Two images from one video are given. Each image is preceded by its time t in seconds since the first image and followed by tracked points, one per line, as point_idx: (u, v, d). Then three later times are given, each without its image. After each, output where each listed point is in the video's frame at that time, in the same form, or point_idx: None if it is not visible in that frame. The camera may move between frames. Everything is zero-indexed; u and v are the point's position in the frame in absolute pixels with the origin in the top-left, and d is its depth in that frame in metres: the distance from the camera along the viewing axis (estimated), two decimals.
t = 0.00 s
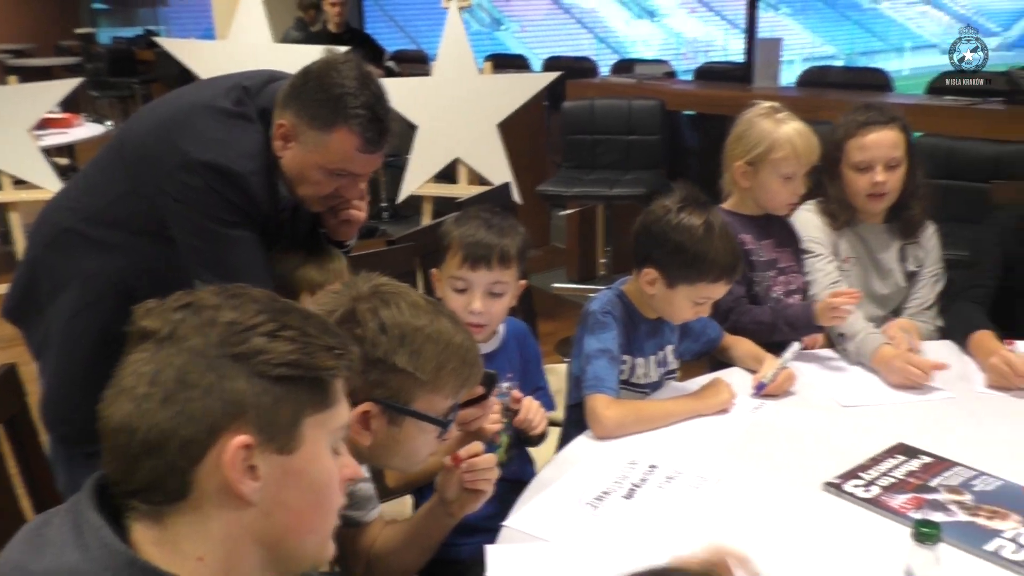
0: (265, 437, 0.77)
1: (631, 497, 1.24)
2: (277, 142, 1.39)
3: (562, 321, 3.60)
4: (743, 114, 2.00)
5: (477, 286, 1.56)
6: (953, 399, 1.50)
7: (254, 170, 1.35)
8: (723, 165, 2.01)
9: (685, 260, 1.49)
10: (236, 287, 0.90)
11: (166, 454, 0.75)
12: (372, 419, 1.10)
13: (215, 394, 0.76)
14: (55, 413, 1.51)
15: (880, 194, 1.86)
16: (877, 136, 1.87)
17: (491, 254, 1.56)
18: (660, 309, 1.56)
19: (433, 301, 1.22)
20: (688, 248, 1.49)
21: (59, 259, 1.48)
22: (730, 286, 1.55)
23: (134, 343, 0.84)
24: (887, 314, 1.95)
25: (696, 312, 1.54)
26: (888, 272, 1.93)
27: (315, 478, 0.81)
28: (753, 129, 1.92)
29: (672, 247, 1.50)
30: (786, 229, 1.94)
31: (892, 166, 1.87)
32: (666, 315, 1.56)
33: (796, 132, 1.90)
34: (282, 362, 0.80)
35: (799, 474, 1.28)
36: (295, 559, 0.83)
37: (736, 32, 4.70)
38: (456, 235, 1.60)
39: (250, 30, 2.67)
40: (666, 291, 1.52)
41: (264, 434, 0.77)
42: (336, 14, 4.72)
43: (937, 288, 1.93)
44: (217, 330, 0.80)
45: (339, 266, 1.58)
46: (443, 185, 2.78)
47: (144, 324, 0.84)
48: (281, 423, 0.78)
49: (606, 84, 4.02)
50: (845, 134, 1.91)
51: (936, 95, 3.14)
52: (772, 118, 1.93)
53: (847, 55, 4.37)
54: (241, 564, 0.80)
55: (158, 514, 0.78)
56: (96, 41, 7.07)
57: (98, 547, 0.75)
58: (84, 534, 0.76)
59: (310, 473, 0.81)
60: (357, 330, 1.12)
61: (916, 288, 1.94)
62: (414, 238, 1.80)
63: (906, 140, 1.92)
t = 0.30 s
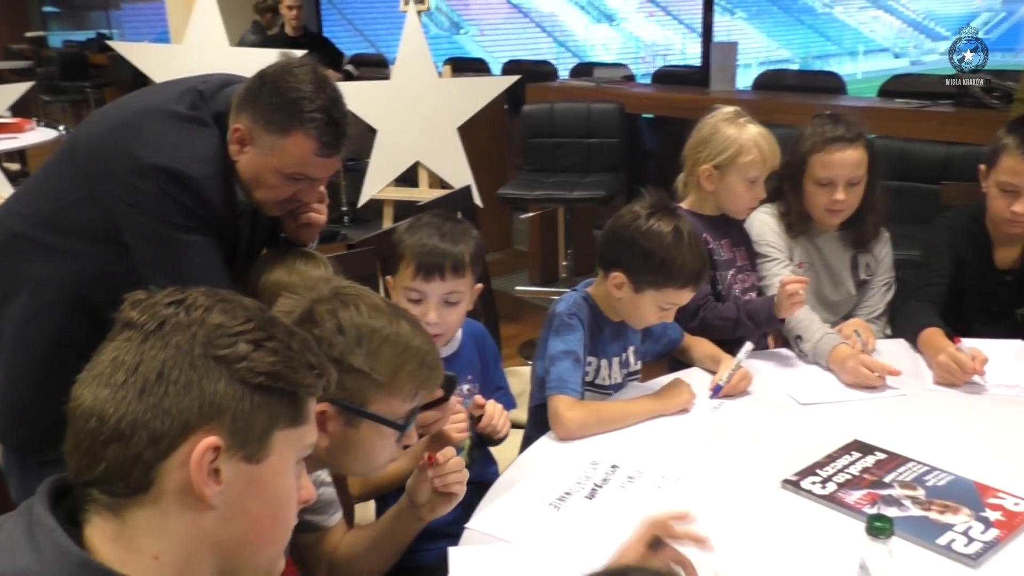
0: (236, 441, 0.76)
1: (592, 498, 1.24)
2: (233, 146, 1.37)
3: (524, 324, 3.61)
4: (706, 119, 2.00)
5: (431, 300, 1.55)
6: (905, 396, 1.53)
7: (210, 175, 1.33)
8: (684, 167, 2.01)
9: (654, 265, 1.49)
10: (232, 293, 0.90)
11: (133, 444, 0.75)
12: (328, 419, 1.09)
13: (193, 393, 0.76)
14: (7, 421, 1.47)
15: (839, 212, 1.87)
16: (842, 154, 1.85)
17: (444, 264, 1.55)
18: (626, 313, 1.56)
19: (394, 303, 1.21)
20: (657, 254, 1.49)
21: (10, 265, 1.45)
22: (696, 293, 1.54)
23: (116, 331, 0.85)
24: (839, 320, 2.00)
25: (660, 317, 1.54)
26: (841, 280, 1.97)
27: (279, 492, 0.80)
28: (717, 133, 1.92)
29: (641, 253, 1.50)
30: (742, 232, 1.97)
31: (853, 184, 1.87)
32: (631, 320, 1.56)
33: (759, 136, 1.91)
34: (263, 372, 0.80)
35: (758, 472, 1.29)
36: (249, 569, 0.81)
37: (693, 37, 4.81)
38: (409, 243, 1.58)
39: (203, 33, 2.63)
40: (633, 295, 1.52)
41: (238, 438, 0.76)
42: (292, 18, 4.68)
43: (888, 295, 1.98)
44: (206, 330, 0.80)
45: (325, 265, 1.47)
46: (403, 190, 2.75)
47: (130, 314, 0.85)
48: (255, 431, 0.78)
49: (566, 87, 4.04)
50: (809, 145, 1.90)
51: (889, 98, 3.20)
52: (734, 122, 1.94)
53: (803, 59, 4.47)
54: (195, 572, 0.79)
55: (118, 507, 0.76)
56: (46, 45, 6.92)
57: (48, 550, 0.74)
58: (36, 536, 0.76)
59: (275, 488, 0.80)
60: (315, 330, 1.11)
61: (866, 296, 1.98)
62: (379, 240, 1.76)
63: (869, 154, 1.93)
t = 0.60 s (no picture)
0: (199, 448, 0.75)
1: (570, 499, 1.25)
2: (207, 151, 1.37)
3: (503, 327, 3.62)
4: (682, 123, 2.01)
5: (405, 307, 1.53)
6: (879, 395, 1.54)
7: (184, 180, 1.33)
8: (659, 170, 2.01)
9: (637, 269, 1.48)
10: (180, 294, 0.88)
11: (95, 463, 0.73)
12: (298, 420, 1.10)
13: (147, 406, 0.74)
14: None
15: (812, 217, 1.90)
16: (817, 162, 1.88)
17: (416, 270, 1.54)
18: (607, 317, 1.55)
19: (368, 305, 1.22)
20: (639, 259, 1.48)
21: None
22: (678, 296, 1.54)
23: (68, 350, 0.82)
24: (812, 320, 2.02)
25: (642, 320, 1.53)
26: (813, 283, 1.99)
27: (253, 487, 0.80)
28: (692, 138, 1.93)
29: (622, 258, 1.50)
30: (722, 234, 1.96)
31: (826, 191, 1.90)
32: (613, 323, 1.56)
33: (733, 143, 1.91)
34: (219, 374, 0.78)
35: (735, 471, 1.30)
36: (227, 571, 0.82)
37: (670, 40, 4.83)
38: (382, 247, 1.57)
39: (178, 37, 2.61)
40: (615, 300, 1.51)
41: (199, 446, 0.75)
42: (269, 22, 4.65)
43: (861, 296, 2.00)
44: (153, 339, 0.78)
45: (310, 275, 1.42)
46: (382, 194, 2.75)
47: (79, 331, 0.82)
48: (217, 435, 0.76)
49: (543, 91, 4.05)
50: (785, 150, 1.92)
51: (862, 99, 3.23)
52: (710, 128, 1.94)
53: (779, 61, 4.52)
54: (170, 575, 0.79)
55: (86, 523, 0.76)
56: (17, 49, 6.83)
57: (22, 557, 0.73)
58: (10, 543, 0.75)
59: (247, 485, 0.79)
60: (285, 330, 1.12)
61: (839, 298, 2.00)
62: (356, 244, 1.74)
63: (844, 161, 1.95)
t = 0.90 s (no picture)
0: (153, 456, 0.76)
1: (545, 500, 1.25)
2: (178, 156, 1.36)
3: (479, 329, 3.62)
4: (650, 126, 2.04)
5: (377, 306, 1.54)
6: (851, 394, 1.56)
7: (155, 185, 1.33)
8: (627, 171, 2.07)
9: (613, 273, 1.49)
10: (116, 294, 0.86)
11: (46, 480, 0.73)
12: (269, 423, 1.10)
13: (93, 419, 0.74)
14: None
15: (786, 218, 1.91)
16: (793, 163, 1.89)
17: (387, 268, 1.54)
18: (582, 319, 1.56)
19: (340, 308, 1.22)
20: (615, 262, 1.49)
21: None
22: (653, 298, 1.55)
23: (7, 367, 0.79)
24: (786, 321, 2.05)
25: (618, 322, 1.54)
26: (787, 283, 2.01)
27: (216, 491, 0.80)
28: (653, 143, 1.96)
29: (597, 261, 1.50)
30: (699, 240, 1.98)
31: (801, 193, 1.91)
32: (588, 325, 1.56)
33: (694, 149, 1.94)
34: (164, 378, 0.78)
35: (708, 471, 1.31)
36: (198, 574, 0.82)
37: (646, 42, 4.87)
38: (352, 247, 1.56)
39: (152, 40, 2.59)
40: (590, 302, 1.52)
41: (153, 453, 0.75)
42: (242, 24, 4.68)
43: (833, 296, 2.04)
44: (93, 348, 0.77)
45: (276, 280, 1.42)
46: (357, 197, 2.74)
47: (16, 345, 0.79)
48: (170, 440, 0.76)
49: (519, 93, 4.06)
50: (761, 152, 1.94)
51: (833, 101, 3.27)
52: (672, 132, 1.96)
53: (753, 64, 4.54)
54: None
55: (45, 538, 0.76)
56: None
57: None
58: None
59: (208, 486, 0.80)
60: (256, 333, 1.11)
61: (812, 298, 2.03)
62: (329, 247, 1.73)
63: (820, 164, 1.97)
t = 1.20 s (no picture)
0: (111, 465, 0.75)
1: (516, 501, 1.25)
2: (145, 162, 1.35)
3: (451, 332, 3.62)
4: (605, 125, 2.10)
5: (349, 308, 1.53)
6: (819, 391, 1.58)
7: (120, 192, 1.32)
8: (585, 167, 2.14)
9: (583, 275, 1.49)
10: (68, 299, 0.84)
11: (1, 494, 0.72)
12: (239, 425, 1.09)
13: (46, 432, 0.73)
14: None
15: (757, 217, 1.93)
16: (763, 163, 1.91)
17: (357, 271, 1.54)
18: (553, 320, 1.57)
19: (309, 310, 1.22)
20: (584, 264, 1.49)
21: None
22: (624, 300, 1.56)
23: None
24: (756, 320, 2.07)
25: (589, 322, 1.55)
26: (757, 283, 2.03)
27: (180, 497, 0.81)
28: (605, 141, 2.02)
29: (567, 263, 1.51)
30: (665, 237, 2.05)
31: (771, 193, 1.93)
32: (559, 325, 1.57)
33: (645, 147, 1.99)
34: (120, 388, 0.77)
35: (679, 470, 1.32)
36: None
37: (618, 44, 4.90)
38: (321, 251, 1.56)
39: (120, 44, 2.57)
40: (560, 304, 1.53)
41: (111, 463, 0.75)
42: (211, 27, 4.64)
43: (802, 294, 2.06)
44: (45, 357, 0.75)
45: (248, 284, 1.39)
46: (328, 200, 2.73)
47: None
48: (129, 450, 0.76)
49: (489, 96, 4.06)
50: (732, 153, 1.96)
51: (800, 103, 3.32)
52: (625, 130, 2.03)
53: (724, 66, 4.59)
54: None
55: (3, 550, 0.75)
56: None
57: None
58: None
59: (171, 493, 0.80)
60: (226, 336, 1.11)
61: (781, 298, 2.05)
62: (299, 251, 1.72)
63: (790, 166, 1.99)
